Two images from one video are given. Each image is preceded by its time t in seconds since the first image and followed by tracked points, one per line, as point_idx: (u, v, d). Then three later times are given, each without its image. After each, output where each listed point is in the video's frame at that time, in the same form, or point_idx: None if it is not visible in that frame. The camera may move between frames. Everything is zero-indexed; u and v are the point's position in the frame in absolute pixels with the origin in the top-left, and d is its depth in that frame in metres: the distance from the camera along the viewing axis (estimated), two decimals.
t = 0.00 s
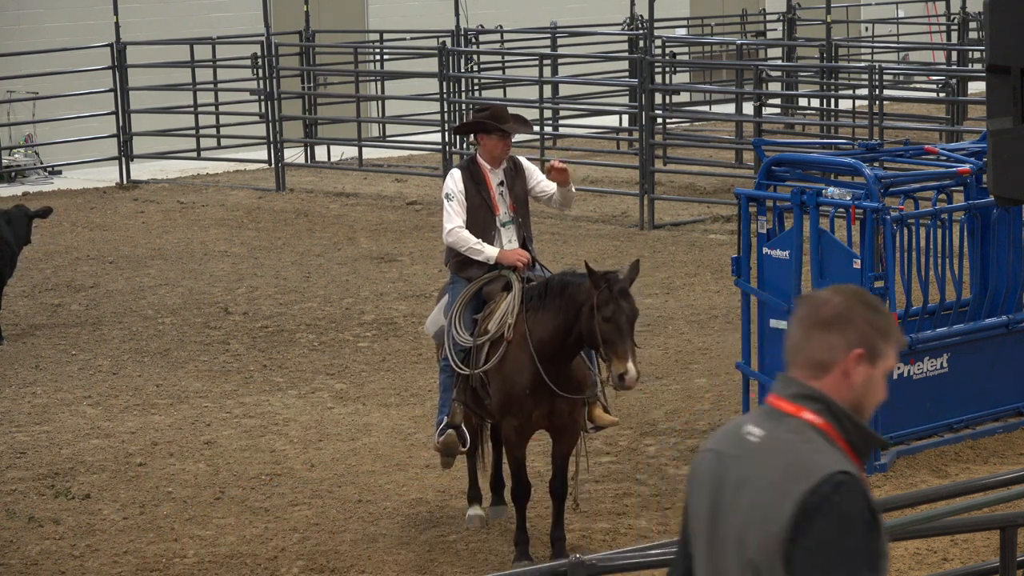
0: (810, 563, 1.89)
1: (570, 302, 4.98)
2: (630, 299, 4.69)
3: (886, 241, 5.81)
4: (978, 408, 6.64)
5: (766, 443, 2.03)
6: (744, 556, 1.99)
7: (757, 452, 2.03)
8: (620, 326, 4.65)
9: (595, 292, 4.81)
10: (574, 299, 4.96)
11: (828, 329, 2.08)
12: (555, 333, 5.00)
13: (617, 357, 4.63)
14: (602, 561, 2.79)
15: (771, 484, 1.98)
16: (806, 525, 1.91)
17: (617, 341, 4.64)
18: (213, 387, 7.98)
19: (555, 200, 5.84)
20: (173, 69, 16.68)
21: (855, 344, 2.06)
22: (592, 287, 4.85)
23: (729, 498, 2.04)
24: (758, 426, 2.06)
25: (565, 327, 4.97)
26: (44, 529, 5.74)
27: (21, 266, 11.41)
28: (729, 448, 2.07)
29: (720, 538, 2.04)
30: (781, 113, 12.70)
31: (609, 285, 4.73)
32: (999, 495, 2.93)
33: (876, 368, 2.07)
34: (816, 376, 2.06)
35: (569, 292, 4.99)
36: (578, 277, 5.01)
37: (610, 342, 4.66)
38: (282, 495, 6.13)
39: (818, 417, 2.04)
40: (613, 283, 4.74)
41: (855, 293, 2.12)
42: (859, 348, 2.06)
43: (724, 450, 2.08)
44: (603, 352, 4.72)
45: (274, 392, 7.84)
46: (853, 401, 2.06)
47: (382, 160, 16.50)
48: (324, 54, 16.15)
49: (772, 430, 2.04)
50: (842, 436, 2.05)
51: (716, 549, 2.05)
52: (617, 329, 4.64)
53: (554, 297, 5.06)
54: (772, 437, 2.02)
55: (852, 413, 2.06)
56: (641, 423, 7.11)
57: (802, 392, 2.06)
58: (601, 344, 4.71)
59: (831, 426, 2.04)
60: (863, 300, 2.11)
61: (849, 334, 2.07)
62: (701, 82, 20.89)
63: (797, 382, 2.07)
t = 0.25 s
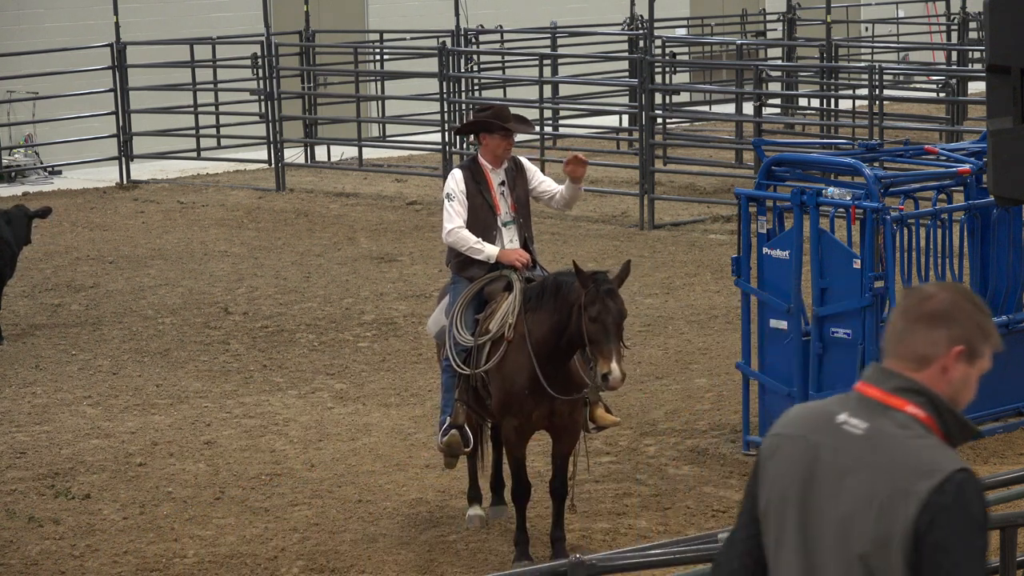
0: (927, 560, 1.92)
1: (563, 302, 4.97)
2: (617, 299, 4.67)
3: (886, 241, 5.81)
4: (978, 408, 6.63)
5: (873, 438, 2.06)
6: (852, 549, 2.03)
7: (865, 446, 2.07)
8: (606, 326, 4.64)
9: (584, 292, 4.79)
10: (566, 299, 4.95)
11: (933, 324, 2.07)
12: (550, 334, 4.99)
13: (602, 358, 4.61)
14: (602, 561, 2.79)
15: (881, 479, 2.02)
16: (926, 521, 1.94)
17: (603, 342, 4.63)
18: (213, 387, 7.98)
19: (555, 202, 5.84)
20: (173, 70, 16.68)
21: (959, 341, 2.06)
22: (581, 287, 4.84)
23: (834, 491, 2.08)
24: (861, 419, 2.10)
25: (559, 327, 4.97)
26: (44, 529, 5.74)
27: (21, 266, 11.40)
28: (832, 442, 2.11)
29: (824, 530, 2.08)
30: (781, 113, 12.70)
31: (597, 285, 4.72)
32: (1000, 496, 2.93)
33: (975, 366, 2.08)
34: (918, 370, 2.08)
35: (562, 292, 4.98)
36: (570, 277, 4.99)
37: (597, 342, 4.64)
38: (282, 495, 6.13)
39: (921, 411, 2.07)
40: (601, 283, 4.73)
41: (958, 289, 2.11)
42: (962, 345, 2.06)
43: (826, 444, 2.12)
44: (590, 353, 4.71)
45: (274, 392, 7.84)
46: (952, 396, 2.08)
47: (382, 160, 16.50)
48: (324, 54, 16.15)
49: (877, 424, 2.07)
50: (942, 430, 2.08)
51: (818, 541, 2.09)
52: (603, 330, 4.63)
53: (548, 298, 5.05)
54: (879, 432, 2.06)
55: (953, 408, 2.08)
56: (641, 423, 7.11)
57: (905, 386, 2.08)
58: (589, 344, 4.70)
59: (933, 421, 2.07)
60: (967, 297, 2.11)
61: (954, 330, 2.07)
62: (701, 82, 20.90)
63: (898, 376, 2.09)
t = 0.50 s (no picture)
0: (1005, 541, 2.03)
1: (560, 303, 4.97)
2: (608, 299, 4.67)
3: (886, 241, 5.81)
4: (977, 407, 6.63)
5: (936, 426, 2.16)
6: (926, 533, 2.11)
7: (930, 435, 2.16)
8: (597, 327, 4.63)
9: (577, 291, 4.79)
10: (563, 299, 4.95)
11: (994, 315, 2.22)
12: (547, 334, 4.99)
13: (593, 358, 4.60)
14: (603, 561, 2.80)
15: (951, 464, 2.11)
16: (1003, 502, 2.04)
17: (594, 342, 4.62)
18: (213, 387, 7.98)
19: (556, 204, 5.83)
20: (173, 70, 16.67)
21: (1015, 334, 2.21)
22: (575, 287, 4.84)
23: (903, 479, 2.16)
24: (922, 409, 2.19)
25: (556, 327, 4.96)
26: (44, 529, 5.74)
27: (21, 266, 11.40)
28: (893, 434, 2.20)
29: (892, 518, 2.17)
30: (781, 113, 12.70)
31: (588, 285, 4.71)
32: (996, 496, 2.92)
33: None
34: (976, 359, 2.20)
35: (559, 292, 4.98)
36: (566, 277, 4.99)
37: (588, 342, 4.63)
38: (282, 495, 6.13)
39: (982, 399, 2.18)
40: (593, 283, 4.72)
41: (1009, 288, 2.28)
42: (1016, 339, 2.21)
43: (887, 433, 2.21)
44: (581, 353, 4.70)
45: (274, 392, 7.84)
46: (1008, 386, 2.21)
47: (382, 160, 16.50)
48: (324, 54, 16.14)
49: (939, 413, 2.17)
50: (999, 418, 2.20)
51: (887, 529, 2.17)
52: (594, 330, 4.62)
53: (546, 298, 5.06)
54: (944, 419, 2.16)
55: (1008, 397, 2.21)
56: (640, 422, 7.11)
57: (966, 375, 2.19)
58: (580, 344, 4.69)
59: (992, 410, 2.18)
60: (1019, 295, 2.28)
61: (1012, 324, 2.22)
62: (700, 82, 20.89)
63: (958, 367, 2.21)
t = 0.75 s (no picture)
0: None
1: (558, 303, 4.97)
2: (603, 301, 4.67)
3: (886, 241, 5.81)
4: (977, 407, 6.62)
5: (976, 414, 2.24)
6: (971, 517, 2.18)
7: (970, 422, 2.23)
8: (591, 328, 4.63)
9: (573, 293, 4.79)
10: (560, 300, 4.95)
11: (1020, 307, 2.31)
12: (545, 334, 4.99)
13: (589, 360, 4.60)
14: (603, 561, 2.80)
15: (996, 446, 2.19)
16: None
17: (589, 343, 4.62)
18: (213, 387, 7.98)
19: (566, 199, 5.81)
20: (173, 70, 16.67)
21: None
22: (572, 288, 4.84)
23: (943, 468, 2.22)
24: (958, 400, 2.27)
25: (554, 328, 4.96)
26: (44, 529, 5.74)
27: (21, 267, 11.40)
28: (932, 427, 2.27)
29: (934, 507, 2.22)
30: (781, 113, 12.70)
31: (585, 286, 4.71)
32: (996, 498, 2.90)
33: None
34: (1006, 352, 2.30)
35: (557, 293, 4.98)
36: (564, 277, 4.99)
37: (583, 344, 4.63)
38: (282, 495, 6.13)
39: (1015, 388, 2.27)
40: (588, 285, 4.72)
41: None
42: None
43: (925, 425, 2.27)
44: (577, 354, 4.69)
45: (274, 392, 7.84)
46: None
47: (383, 160, 16.50)
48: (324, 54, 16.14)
49: (976, 402, 2.25)
50: None
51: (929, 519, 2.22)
52: (589, 331, 4.61)
53: (544, 298, 5.05)
54: (980, 407, 2.24)
55: None
56: (641, 422, 7.11)
57: (997, 367, 2.29)
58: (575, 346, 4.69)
59: None
60: None
61: None
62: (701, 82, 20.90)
63: (988, 359, 2.30)
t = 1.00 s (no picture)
0: None
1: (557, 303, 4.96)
2: (600, 302, 4.66)
3: (886, 241, 5.81)
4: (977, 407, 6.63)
5: None
6: None
7: None
8: (587, 329, 4.63)
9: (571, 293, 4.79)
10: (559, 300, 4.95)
11: None
12: (544, 334, 4.99)
13: (585, 360, 4.60)
14: (603, 561, 2.80)
15: None
16: None
17: (586, 344, 4.62)
18: (213, 387, 7.98)
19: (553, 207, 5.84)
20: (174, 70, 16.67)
21: None
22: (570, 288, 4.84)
23: (996, 474, 1.69)
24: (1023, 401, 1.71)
25: (552, 328, 4.96)
26: (44, 529, 5.74)
27: (21, 267, 11.40)
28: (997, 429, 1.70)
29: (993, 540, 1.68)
30: (781, 113, 12.70)
31: (582, 286, 4.71)
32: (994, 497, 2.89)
33: None
34: None
35: (556, 294, 4.98)
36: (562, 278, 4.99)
37: (580, 344, 4.63)
38: (282, 495, 6.13)
39: None
40: (586, 285, 4.72)
41: None
42: None
43: (976, 419, 1.74)
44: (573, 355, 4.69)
45: (274, 393, 7.84)
46: None
47: (383, 160, 16.49)
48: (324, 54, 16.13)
49: None
50: None
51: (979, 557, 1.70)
52: (585, 332, 4.61)
53: (544, 298, 5.06)
54: None
55: None
56: (641, 422, 7.11)
57: None
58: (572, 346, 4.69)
59: None
60: None
61: None
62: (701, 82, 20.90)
63: None
